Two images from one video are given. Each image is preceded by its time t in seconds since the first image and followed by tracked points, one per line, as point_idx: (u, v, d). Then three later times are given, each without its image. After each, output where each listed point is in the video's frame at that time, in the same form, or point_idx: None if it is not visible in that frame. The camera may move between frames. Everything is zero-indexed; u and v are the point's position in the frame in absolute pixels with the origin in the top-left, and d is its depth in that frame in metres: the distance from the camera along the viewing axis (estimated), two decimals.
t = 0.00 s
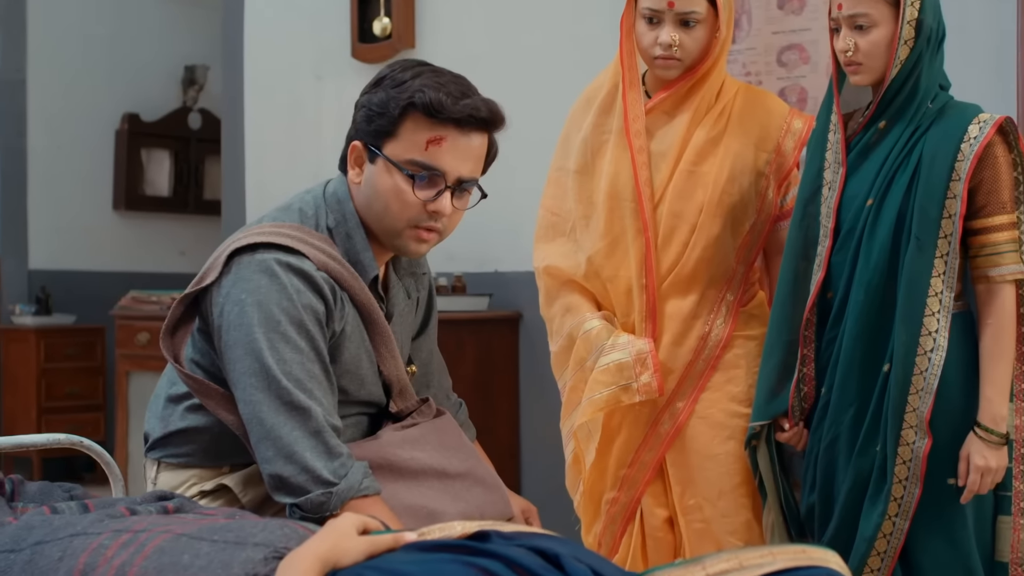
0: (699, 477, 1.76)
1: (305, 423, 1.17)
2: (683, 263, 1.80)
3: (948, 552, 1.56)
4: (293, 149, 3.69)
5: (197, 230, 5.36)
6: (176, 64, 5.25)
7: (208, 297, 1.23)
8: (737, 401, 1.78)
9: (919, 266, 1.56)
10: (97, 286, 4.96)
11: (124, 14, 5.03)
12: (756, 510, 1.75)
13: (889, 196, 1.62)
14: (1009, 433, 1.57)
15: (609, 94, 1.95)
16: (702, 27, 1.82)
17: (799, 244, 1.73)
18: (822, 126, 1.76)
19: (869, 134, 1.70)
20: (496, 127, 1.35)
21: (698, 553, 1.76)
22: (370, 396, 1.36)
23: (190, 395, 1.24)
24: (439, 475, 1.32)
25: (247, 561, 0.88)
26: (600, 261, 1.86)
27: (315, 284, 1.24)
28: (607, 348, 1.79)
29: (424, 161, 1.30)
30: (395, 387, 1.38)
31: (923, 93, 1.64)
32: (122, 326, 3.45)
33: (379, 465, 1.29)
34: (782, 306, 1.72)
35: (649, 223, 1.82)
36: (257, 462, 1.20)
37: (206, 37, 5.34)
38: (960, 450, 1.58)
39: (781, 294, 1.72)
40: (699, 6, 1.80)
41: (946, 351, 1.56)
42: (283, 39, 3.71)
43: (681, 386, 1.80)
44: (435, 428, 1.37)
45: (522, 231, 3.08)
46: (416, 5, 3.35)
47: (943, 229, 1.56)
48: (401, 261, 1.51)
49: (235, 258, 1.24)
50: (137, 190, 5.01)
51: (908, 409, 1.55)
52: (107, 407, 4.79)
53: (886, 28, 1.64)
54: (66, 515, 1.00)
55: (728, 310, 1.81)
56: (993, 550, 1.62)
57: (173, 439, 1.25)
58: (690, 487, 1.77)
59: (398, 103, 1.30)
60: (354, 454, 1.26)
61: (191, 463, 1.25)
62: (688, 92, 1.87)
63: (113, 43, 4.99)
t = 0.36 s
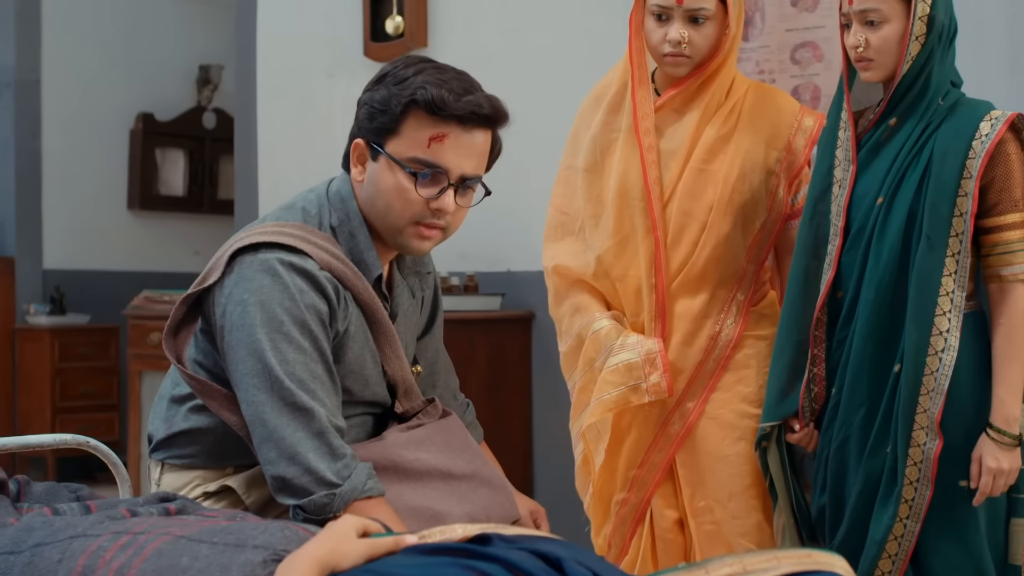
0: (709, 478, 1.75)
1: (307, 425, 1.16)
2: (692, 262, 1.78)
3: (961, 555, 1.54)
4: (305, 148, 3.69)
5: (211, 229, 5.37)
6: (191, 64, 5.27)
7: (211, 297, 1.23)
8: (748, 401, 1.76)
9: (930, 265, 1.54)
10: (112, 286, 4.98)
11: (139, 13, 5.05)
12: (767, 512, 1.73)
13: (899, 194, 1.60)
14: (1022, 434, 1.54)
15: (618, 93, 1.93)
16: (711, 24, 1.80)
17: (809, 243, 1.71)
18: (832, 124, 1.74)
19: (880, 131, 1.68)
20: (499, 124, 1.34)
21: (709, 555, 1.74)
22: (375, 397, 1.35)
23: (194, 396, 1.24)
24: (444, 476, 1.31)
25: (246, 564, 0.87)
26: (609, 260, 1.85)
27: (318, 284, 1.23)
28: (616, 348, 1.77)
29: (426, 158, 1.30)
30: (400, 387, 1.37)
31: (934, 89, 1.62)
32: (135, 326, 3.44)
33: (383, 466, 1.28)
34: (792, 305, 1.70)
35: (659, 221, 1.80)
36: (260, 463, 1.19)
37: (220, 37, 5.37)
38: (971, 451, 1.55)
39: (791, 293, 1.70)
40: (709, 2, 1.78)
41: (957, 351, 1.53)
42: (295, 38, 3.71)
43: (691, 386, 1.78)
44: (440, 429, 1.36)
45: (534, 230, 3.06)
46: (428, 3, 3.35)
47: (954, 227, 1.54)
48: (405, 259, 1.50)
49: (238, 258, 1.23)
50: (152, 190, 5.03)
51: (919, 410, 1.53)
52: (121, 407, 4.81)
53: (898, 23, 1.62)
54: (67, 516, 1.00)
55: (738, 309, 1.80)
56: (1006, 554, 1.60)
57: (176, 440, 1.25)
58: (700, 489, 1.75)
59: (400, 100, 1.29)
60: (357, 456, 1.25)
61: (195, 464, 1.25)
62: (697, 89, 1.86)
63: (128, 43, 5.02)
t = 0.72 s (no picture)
0: (720, 479, 1.73)
1: (311, 425, 1.15)
2: (704, 261, 1.76)
3: (974, 559, 1.51)
4: (318, 147, 3.69)
5: (225, 229, 5.38)
6: (206, 63, 5.29)
7: (215, 296, 1.22)
8: (760, 402, 1.74)
9: (942, 264, 1.51)
10: (127, 285, 5.01)
11: (155, 13, 5.07)
12: (778, 514, 1.71)
13: (911, 192, 1.58)
14: None
15: (629, 90, 1.92)
16: (722, 20, 1.79)
17: (820, 242, 1.69)
18: (843, 121, 1.72)
19: (892, 128, 1.65)
20: (504, 121, 1.33)
21: (720, 557, 1.72)
22: (381, 397, 1.34)
23: (198, 396, 1.23)
24: (450, 478, 1.30)
25: (245, 567, 0.86)
26: (620, 259, 1.83)
27: (322, 283, 1.23)
28: (626, 348, 1.76)
29: (430, 155, 1.29)
30: (407, 387, 1.36)
31: (947, 86, 1.59)
32: (149, 326, 3.45)
33: (388, 467, 1.27)
34: (803, 305, 1.67)
35: (669, 220, 1.78)
36: (264, 464, 1.18)
37: (236, 37, 5.38)
38: (983, 452, 1.52)
39: (802, 292, 1.68)
40: None
41: (969, 351, 1.51)
42: (309, 36, 3.71)
43: (702, 387, 1.76)
44: (447, 430, 1.35)
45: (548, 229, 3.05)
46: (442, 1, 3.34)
47: (966, 226, 1.51)
48: (411, 258, 1.49)
49: (242, 257, 1.22)
50: (167, 189, 5.05)
51: (931, 410, 1.51)
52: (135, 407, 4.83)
53: (911, 19, 1.59)
54: (68, 518, 0.99)
55: (750, 309, 1.78)
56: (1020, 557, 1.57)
57: (181, 441, 1.24)
58: (711, 490, 1.74)
59: (403, 97, 1.28)
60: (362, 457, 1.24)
61: (200, 465, 1.24)
62: (709, 86, 1.84)
63: (143, 43, 5.03)
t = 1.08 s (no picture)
0: (733, 481, 1.71)
1: (317, 425, 1.14)
2: (717, 259, 1.74)
3: (989, 562, 1.49)
4: (332, 146, 3.69)
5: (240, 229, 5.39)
6: (222, 62, 5.29)
7: (220, 295, 1.21)
8: (773, 403, 1.72)
9: (957, 262, 1.49)
10: (143, 285, 5.02)
11: (172, 12, 5.08)
12: (792, 516, 1.69)
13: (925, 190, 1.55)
14: None
15: (641, 88, 1.90)
16: (735, 16, 1.77)
17: (834, 240, 1.66)
18: (856, 119, 1.70)
19: (905, 125, 1.63)
20: (511, 117, 1.32)
21: (733, 560, 1.70)
22: (389, 397, 1.33)
23: (204, 396, 1.22)
24: (458, 479, 1.29)
25: (245, 570, 0.85)
26: (632, 259, 1.81)
27: (328, 282, 1.22)
28: (638, 348, 1.74)
29: (436, 152, 1.27)
30: (415, 387, 1.35)
31: (961, 83, 1.57)
32: (164, 325, 3.45)
33: (396, 468, 1.27)
34: (817, 304, 1.65)
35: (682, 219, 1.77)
36: (269, 464, 1.17)
37: (252, 37, 5.38)
38: (999, 454, 1.50)
39: (816, 291, 1.65)
40: None
41: (984, 351, 1.49)
42: (323, 35, 3.71)
43: (715, 387, 1.74)
44: (455, 431, 1.34)
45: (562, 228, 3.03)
46: None
47: (981, 224, 1.49)
48: (418, 256, 1.49)
49: (247, 255, 1.22)
50: (183, 188, 5.06)
51: (945, 411, 1.48)
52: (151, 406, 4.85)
53: (925, 14, 1.56)
54: (71, 519, 0.99)
55: (764, 308, 1.75)
56: None
57: (187, 442, 1.24)
58: (724, 492, 1.72)
59: (409, 93, 1.27)
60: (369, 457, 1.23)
61: (206, 467, 1.23)
62: (721, 83, 1.82)
63: (160, 42, 5.04)
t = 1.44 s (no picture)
0: (748, 483, 1.69)
1: (326, 424, 1.12)
2: (731, 259, 1.72)
3: (1006, 566, 1.47)
4: (349, 146, 3.68)
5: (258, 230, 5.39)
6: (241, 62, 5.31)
7: (227, 294, 1.21)
8: (789, 404, 1.69)
9: (972, 261, 1.46)
10: (162, 285, 5.05)
11: (191, 13, 5.10)
12: (807, 518, 1.67)
13: (939, 188, 1.53)
14: None
15: (655, 86, 1.88)
16: (750, 12, 1.75)
17: (849, 238, 1.64)
18: (870, 117, 1.68)
19: (920, 123, 1.61)
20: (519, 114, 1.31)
21: (748, 563, 1.68)
22: (399, 397, 1.32)
23: (211, 397, 1.21)
24: (468, 480, 1.28)
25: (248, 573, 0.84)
26: (646, 258, 1.79)
27: (337, 280, 1.21)
28: (652, 348, 1.73)
29: (443, 149, 1.26)
30: (424, 387, 1.34)
31: (976, 80, 1.55)
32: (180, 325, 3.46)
33: (404, 469, 1.25)
34: (831, 303, 1.62)
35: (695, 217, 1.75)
36: (276, 464, 1.16)
37: (270, 37, 5.39)
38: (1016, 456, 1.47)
39: (830, 291, 1.63)
40: None
41: (1001, 352, 1.46)
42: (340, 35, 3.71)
43: (730, 388, 1.72)
44: (465, 432, 1.32)
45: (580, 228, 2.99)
46: None
47: (996, 223, 1.46)
48: (427, 254, 1.48)
49: (254, 254, 1.21)
50: (202, 188, 5.07)
51: (961, 412, 1.46)
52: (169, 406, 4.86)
53: (941, 10, 1.54)
54: (75, 520, 0.98)
55: (780, 309, 1.73)
56: None
57: (196, 442, 1.23)
58: (739, 494, 1.69)
59: (416, 90, 1.26)
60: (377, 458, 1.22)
61: (214, 467, 1.23)
62: (736, 80, 1.80)
63: (179, 43, 5.06)
